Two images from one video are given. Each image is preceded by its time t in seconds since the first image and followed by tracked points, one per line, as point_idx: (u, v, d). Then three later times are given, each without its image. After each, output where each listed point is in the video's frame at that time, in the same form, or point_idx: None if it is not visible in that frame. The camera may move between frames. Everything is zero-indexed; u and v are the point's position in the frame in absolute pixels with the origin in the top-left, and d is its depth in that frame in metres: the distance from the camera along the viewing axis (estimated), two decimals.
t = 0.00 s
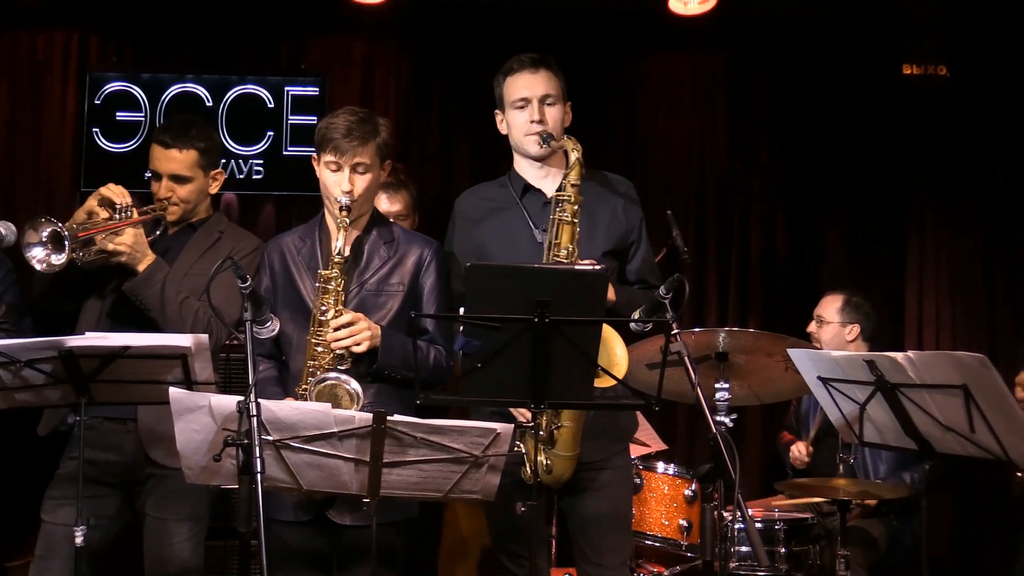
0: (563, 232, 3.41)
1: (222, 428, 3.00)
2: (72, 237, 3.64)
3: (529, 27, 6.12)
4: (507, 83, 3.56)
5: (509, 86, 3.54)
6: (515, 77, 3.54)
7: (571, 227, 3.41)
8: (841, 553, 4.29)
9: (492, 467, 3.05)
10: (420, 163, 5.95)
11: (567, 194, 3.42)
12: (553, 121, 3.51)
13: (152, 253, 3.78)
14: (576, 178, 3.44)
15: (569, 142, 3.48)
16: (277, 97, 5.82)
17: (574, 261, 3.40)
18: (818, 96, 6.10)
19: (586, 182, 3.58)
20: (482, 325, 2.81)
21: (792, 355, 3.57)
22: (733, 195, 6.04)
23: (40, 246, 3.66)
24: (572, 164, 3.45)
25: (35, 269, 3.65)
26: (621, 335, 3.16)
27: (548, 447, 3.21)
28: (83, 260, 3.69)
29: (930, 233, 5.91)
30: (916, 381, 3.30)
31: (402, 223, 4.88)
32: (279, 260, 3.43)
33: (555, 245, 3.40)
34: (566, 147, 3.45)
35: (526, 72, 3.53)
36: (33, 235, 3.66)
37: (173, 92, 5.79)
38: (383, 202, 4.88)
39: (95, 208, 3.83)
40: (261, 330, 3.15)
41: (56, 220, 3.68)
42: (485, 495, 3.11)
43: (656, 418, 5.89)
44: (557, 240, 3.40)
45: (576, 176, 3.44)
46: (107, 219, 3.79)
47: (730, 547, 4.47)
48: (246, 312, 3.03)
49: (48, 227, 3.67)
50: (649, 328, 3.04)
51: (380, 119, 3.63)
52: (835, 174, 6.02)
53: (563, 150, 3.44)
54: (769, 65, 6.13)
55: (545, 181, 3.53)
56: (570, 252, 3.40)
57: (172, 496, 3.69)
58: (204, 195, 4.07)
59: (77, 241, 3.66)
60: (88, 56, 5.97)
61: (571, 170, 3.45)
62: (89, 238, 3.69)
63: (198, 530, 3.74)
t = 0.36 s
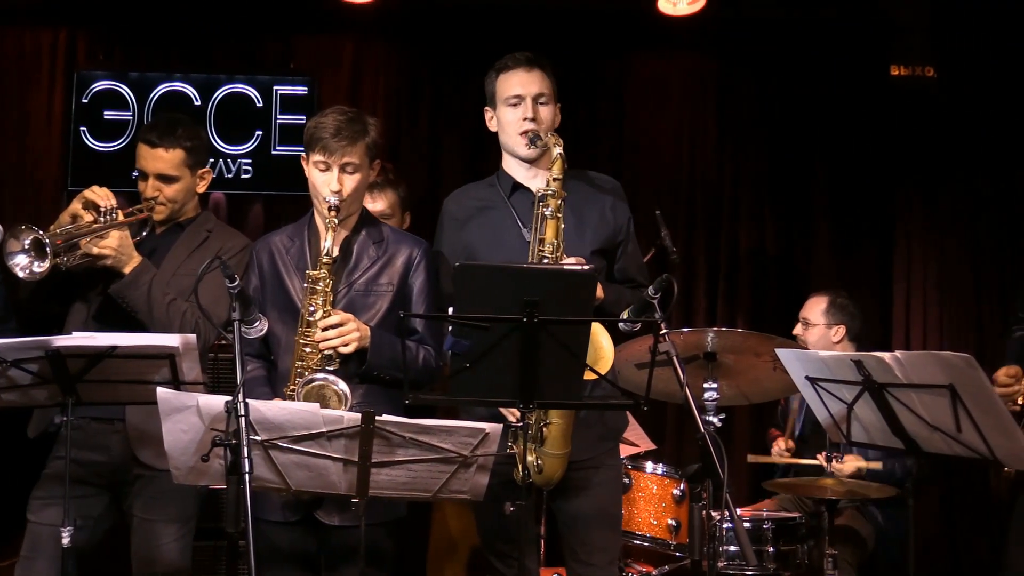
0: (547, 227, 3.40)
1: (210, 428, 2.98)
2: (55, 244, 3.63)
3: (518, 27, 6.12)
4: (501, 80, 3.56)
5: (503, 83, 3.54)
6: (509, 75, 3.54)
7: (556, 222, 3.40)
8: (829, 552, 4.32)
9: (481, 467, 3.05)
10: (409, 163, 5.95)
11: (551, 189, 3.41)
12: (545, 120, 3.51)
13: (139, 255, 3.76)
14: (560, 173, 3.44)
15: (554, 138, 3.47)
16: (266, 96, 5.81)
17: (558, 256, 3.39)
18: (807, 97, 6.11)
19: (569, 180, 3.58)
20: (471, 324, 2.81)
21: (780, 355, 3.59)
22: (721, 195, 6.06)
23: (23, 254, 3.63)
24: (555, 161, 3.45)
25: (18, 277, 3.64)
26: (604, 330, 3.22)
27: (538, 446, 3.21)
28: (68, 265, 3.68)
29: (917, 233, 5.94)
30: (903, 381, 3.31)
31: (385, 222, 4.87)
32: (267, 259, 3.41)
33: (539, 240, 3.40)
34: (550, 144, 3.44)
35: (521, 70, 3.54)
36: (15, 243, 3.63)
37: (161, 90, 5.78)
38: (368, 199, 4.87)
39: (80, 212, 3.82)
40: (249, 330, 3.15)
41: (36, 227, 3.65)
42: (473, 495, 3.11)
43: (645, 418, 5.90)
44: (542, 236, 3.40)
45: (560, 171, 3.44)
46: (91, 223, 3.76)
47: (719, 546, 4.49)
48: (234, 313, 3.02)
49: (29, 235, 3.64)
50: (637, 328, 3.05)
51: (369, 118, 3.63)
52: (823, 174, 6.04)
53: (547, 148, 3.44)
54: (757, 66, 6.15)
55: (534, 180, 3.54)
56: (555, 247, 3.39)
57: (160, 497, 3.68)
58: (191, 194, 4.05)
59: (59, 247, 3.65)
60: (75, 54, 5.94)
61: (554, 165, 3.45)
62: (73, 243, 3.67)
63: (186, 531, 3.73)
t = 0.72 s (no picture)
0: (536, 224, 3.40)
1: (195, 429, 2.97)
2: (38, 245, 3.57)
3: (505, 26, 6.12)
4: (488, 80, 3.55)
5: (490, 83, 3.54)
6: (496, 75, 3.53)
7: (543, 219, 3.40)
8: (815, 551, 4.33)
9: (468, 467, 3.05)
10: (396, 162, 5.93)
11: (538, 185, 3.41)
12: (533, 121, 3.51)
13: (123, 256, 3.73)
14: (547, 170, 3.43)
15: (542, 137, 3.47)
16: (252, 95, 5.79)
17: (545, 252, 3.38)
18: (793, 97, 6.14)
19: (557, 177, 3.58)
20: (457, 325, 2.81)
21: (766, 354, 3.61)
22: (707, 195, 6.08)
23: (5, 255, 3.57)
24: (542, 159, 3.45)
25: None
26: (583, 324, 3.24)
27: (526, 445, 3.21)
28: (51, 266, 3.63)
29: (903, 233, 5.96)
30: (888, 381, 3.32)
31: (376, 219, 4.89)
32: (253, 257, 3.41)
33: (527, 237, 3.39)
34: (537, 141, 3.45)
35: (508, 71, 3.53)
36: None
37: (147, 89, 5.76)
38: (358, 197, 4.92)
39: (63, 213, 3.77)
40: (236, 329, 3.14)
41: (18, 228, 3.59)
42: (460, 495, 3.11)
43: (632, 418, 5.91)
44: (530, 233, 3.40)
45: (547, 168, 3.44)
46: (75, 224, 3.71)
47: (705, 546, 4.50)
48: (219, 312, 3.01)
49: (11, 236, 3.57)
50: (624, 328, 3.05)
51: (356, 117, 3.62)
52: (809, 175, 6.05)
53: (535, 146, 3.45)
54: (743, 66, 6.17)
55: (523, 177, 3.54)
56: (542, 244, 3.39)
57: (145, 498, 3.67)
58: (175, 194, 4.04)
59: (42, 248, 3.60)
60: (60, 52, 5.91)
61: (541, 162, 3.44)
62: (56, 244, 3.62)
63: (171, 533, 3.72)
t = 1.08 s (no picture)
0: (522, 227, 3.40)
1: (178, 429, 2.96)
2: (20, 245, 3.55)
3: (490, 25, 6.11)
4: (474, 79, 3.54)
5: (477, 81, 3.53)
6: (483, 73, 3.53)
7: (530, 222, 3.40)
8: (798, 549, 4.36)
9: (452, 467, 3.04)
10: (380, 162, 5.93)
11: (525, 188, 3.41)
12: (520, 119, 3.50)
13: (106, 255, 3.72)
14: (534, 173, 3.44)
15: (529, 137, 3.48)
16: (236, 94, 5.76)
17: (531, 256, 3.38)
18: (777, 98, 6.17)
19: (543, 176, 3.58)
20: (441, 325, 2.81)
21: (749, 354, 3.62)
22: (691, 195, 6.10)
23: None
24: (529, 160, 3.46)
25: None
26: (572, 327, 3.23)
27: (510, 446, 3.22)
28: (34, 266, 3.60)
29: (885, 234, 6.00)
30: (870, 381, 3.34)
31: (352, 217, 4.88)
32: (234, 256, 3.39)
33: (513, 240, 3.39)
34: (525, 143, 3.45)
35: (495, 69, 3.53)
36: None
37: (130, 87, 5.73)
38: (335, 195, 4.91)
39: (46, 213, 3.74)
40: (218, 329, 3.11)
41: None
42: (444, 495, 3.10)
43: (615, 418, 5.92)
44: (516, 235, 3.39)
45: (535, 171, 3.45)
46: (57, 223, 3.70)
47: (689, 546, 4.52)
48: (202, 311, 3.00)
49: None
50: (609, 329, 3.03)
51: (339, 116, 3.62)
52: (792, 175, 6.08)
53: (522, 147, 3.46)
54: (727, 66, 6.18)
55: (509, 175, 3.54)
56: (529, 248, 3.38)
57: (126, 500, 3.64)
58: (159, 194, 4.03)
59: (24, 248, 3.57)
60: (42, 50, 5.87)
61: (528, 164, 3.45)
62: (39, 244, 3.59)
63: (150, 536, 3.70)
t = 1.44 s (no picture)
0: (510, 232, 3.42)
1: (164, 429, 2.95)
2: (16, 244, 3.45)
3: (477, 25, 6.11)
4: (462, 79, 3.54)
5: (465, 81, 3.53)
6: (471, 73, 3.52)
7: (517, 227, 3.42)
8: (784, 549, 4.37)
9: (439, 467, 3.04)
10: (367, 161, 5.92)
11: (513, 194, 3.43)
12: (509, 121, 3.51)
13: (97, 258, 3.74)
14: (522, 179, 3.44)
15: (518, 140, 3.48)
16: (222, 93, 5.75)
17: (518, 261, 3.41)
18: (764, 99, 6.19)
19: (530, 177, 3.58)
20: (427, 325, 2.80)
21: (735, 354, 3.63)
22: (678, 195, 6.12)
23: None
24: (518, 164, 3.46)
25: None
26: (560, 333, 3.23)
27: (494, 449, 3.22)
28: (28, 268, 3.54)
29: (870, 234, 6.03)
30: (856, 380, 3.35)
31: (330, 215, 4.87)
32: (219, 257, 3.38)
33: (501, 245, 3.41)
34: (514, 147, 3.45)
35: (484, 69, 3.52)
36: None
37: (115, 86, 5.70)
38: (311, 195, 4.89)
39: (38, 215, 3.72)
40: (204, 329, 3.11)
41: None
42: (431, 495, 3.10)
43: (603, 418, 5.93)
44: (504, 240, 3.41)
45: (523, 177, 3.45)
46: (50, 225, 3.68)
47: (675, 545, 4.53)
48: (188, 311, 2.99)
49: None
50: (595, 329, 3.04)
51: (324, 116, 3.62)
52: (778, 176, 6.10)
53: (511, 150, 3.47)
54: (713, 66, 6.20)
55: (496, 175, 3.54)
56: (516, 252, 3.41)
57: (104, 505, 3.63)
58: (150, 201, 4.02)
59: (20, 248, 3.48)
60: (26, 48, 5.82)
61: (517, 170, 3.45)
62: (33, 245, 3.53)
63: (131, 541, 3.69)
